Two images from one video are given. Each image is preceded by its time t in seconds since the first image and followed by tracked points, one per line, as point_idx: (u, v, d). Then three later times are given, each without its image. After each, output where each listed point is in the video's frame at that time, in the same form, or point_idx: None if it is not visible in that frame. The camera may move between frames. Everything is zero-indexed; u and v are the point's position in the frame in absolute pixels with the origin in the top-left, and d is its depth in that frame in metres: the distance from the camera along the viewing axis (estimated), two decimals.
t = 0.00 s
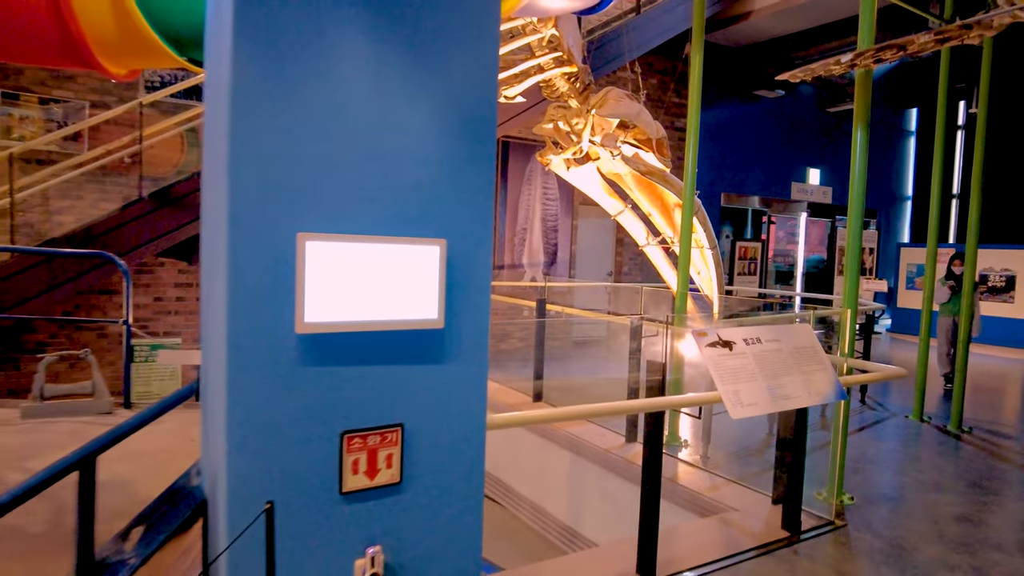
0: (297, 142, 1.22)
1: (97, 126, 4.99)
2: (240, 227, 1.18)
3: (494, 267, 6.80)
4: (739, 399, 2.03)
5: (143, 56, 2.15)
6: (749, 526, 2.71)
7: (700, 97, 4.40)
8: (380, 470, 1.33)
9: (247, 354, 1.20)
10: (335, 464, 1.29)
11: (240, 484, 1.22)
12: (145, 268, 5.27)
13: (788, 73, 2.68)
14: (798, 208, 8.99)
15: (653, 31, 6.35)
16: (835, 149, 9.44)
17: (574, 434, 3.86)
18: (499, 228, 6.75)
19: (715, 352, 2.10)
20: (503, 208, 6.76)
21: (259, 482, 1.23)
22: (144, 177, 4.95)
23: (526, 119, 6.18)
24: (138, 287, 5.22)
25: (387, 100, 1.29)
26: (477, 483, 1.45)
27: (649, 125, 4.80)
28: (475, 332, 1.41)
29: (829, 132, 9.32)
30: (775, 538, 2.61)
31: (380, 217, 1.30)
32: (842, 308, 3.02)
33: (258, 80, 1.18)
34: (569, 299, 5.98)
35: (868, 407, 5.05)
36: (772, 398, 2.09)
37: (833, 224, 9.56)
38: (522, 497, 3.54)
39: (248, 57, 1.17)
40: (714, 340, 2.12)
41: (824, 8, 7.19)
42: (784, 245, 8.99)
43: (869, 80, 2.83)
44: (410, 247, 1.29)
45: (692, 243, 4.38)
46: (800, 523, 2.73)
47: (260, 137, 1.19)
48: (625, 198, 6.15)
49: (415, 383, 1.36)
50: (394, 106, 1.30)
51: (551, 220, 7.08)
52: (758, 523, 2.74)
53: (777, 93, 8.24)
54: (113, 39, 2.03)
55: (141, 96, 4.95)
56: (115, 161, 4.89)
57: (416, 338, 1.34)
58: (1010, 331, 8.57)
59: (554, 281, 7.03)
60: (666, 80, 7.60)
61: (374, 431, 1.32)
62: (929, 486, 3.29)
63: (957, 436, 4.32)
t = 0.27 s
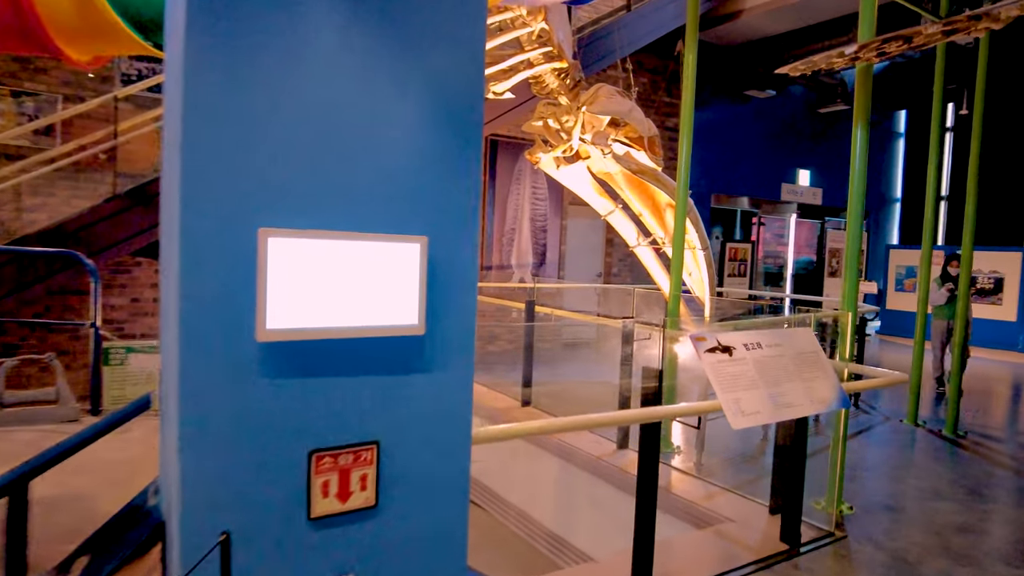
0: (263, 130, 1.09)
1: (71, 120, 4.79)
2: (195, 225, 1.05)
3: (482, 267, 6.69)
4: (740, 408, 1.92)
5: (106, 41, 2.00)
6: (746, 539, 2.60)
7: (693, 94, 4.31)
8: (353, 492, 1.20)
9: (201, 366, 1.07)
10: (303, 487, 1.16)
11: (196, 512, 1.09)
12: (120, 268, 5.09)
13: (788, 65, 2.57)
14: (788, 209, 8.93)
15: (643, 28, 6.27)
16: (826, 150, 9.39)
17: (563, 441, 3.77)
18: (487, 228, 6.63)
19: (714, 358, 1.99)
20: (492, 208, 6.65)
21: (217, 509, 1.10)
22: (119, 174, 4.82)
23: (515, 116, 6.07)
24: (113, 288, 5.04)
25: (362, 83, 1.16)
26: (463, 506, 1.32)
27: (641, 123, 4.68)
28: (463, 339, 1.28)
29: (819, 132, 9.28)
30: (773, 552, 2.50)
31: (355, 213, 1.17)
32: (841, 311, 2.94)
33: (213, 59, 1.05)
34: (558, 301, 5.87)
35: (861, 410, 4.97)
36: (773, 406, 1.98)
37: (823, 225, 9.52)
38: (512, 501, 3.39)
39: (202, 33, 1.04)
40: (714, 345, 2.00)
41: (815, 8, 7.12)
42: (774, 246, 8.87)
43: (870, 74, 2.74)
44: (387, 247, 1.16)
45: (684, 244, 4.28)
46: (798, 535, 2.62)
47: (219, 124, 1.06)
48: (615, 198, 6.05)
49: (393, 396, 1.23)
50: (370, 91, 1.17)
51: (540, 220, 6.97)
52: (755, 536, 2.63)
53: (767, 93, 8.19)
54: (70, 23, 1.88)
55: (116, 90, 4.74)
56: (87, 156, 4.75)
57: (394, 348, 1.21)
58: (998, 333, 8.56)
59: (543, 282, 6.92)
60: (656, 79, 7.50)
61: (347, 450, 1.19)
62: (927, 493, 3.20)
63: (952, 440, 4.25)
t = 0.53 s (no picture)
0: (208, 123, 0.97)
1: (34, 115, 4.59)
2: (127, 231, 0.92)
3: (463, 270, 6.56)
4: (731, 424, 1.82)
5: (55, 30, 1.85)
6: (733, 555, 2.51)
7: (678, 95, 4.22)
8: (311, 529, 1.08)
9: (133, 392, 0.94)
10: (254, 525, 1.04)
11: (130, 556, 0.96)
12: (84, 269, 4.88)
13: (778, 64, 2.49)
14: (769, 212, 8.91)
15: (627, 28, 6.19)
16: (808, 153, 9.40)
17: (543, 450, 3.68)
18: (467, 230, 6.47)
19: (704, 370, 1.88)
20: (473, 209, 6.53)
21: (153, 552, 0.97)
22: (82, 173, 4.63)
23: (496, 116, 5.95)
24: (77, 290, 4.84)
25: (322, 74, 1.04)
26: (434, 543, 1.20)
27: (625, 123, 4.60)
28: (435, 357, 1.17)
29: (801, 135, 9.28)
30: (762, 569, 2.41)
31: (313, 219, 1.05)
32: (830, 316, 2.95)
33: (147, 44, 0.93)
34: (539, 304, 5.78)
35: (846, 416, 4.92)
36: (765, 422, 1.88)
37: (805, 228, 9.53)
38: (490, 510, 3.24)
39: (136, 14, 0.92)
40: (703, 357, 1.89)
41: (798, 9, 7.10)
42: (756, 249, 8.84)
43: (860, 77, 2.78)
44: (349, 256, 1.04)
45: (668, 247, 4.20)
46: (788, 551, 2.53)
47: (156, 118, 0.94)
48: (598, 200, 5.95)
49: (358, 422, 1.11)
50: (332, 82, 1.05)
51: (521, 221, 6.86)
52: (742, 551, 2.54)
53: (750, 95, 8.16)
54: (16, 10, 1.73)
55: (80, 84, 4.56)
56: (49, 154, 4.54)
57: (358, 369, 1.09)
58: (977, 336, 8.62)
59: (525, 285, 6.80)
60: (639, 80, 7.43)
61: (303, 483, 1.06)
62: (915, 503, 3.14)
63: (937, 447, 4.21)
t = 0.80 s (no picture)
0: (125, 113, 0.87)
1: None
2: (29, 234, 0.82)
3: (435, 271, 6.45)
4: (705, 434, 1.75)
5: None
6: (707, 566, 2.45)
7: (652, 94, 4.15)
8: (247, 563, 0.97)
9: (36, 415, 0.84)
10: (181, 559, 0.93)
11: None
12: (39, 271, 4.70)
13: (752, 62, 2.44)
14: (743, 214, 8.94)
15: (601, 28, 6.12)
16: (781, 155, 9.45)
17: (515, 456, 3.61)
18: (441, 231, 6.41)
19: (677, 377, 1.81)
20: (445, 210, 6.42)
21: None
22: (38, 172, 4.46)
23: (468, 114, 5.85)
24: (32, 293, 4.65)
25: (256, 58, 0.94)
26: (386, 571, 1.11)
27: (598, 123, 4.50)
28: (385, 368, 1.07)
29: (774, 138, 9.32)
30: None
31: (249, 221, 0.95)
32: (806, 319, 2.91)
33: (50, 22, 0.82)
34: (514, 307, 5.71)
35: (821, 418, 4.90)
36: (740, 432, 1.81)
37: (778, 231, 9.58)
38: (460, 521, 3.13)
39: None
40: (676, 364, 1.83)
41: (772, 12, 7.12)
42: (729, 250, 8.77)
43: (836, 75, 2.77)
44: (287, 258, 0.94)
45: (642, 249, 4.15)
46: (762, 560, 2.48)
47: (63, 105, 0.83)
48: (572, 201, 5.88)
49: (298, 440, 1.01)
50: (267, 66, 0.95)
51: (495, 222, 6.78)
52: (716, 562, 2.48)
53: (724, 97, 8.17)
54: None
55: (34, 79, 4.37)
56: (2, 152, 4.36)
57: (298, 382, 0.99)
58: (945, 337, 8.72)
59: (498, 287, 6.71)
60: (614, 81, 7.39)
61: (237, 510, 0.96)
62: (889, 508, 3.11)
63: (909, 449, 4.21)
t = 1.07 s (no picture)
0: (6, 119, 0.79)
1: None
2: None
3: (402, 276, 6.34)
4: (666, 451, 1.69)
5: None
6: None
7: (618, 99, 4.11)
8: None
9: None
10: None
11: None
12: None
13: (716, 65, 2.40)
14: (710, 219, 8.98)
15: (568, 31, 6.07)
16: (749, 161, 9.52)
17: (476, 467, 3.53)
18: (407, 236, 6.28)
19: (637, 393, 1.74)
20: (412, 215, 6.29)
21: None
22: None
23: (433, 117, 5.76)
24: None
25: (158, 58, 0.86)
26: None
27: (565, 126, 4.40)
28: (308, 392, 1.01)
29: (741, 143, 9.36)
30: None
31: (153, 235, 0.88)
32: (771, 327, 2.87)
33: None
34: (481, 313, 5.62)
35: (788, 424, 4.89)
36: (702, 448, 1.75)
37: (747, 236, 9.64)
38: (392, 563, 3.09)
39: None
40: (637, 378, 1.75)
41: (739, 18, 7.15)
42: (698, 254, 8.78)
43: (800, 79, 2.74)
44: (195, 275, 0.87)
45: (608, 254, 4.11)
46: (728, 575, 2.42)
47: None
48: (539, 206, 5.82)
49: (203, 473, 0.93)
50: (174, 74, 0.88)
51: (463, 227, 6.69)
52: None
53: (691, 102, 8.20)
54: None
55: None
56: None
57: (207, 415, 0.91)
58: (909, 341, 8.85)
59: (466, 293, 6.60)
60: (583, 85, 7.36)
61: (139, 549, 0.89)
62: (854, 517, 3.08)
63: (874, 455, 4.22)
